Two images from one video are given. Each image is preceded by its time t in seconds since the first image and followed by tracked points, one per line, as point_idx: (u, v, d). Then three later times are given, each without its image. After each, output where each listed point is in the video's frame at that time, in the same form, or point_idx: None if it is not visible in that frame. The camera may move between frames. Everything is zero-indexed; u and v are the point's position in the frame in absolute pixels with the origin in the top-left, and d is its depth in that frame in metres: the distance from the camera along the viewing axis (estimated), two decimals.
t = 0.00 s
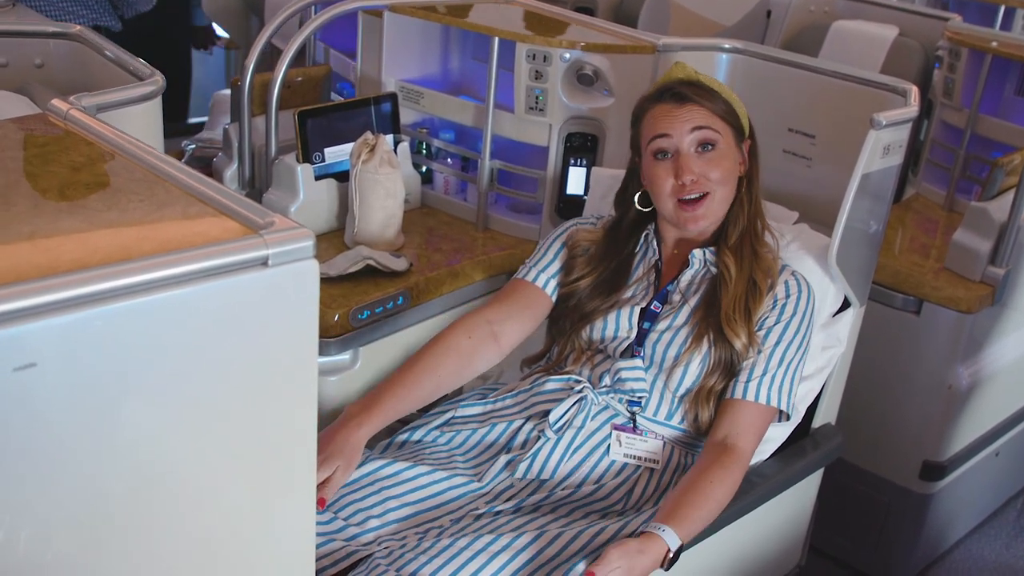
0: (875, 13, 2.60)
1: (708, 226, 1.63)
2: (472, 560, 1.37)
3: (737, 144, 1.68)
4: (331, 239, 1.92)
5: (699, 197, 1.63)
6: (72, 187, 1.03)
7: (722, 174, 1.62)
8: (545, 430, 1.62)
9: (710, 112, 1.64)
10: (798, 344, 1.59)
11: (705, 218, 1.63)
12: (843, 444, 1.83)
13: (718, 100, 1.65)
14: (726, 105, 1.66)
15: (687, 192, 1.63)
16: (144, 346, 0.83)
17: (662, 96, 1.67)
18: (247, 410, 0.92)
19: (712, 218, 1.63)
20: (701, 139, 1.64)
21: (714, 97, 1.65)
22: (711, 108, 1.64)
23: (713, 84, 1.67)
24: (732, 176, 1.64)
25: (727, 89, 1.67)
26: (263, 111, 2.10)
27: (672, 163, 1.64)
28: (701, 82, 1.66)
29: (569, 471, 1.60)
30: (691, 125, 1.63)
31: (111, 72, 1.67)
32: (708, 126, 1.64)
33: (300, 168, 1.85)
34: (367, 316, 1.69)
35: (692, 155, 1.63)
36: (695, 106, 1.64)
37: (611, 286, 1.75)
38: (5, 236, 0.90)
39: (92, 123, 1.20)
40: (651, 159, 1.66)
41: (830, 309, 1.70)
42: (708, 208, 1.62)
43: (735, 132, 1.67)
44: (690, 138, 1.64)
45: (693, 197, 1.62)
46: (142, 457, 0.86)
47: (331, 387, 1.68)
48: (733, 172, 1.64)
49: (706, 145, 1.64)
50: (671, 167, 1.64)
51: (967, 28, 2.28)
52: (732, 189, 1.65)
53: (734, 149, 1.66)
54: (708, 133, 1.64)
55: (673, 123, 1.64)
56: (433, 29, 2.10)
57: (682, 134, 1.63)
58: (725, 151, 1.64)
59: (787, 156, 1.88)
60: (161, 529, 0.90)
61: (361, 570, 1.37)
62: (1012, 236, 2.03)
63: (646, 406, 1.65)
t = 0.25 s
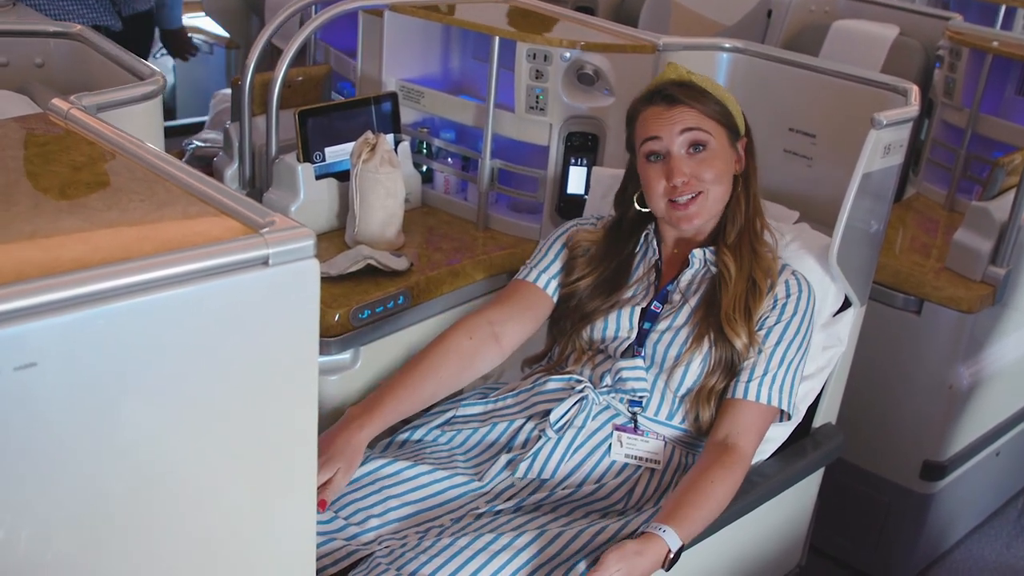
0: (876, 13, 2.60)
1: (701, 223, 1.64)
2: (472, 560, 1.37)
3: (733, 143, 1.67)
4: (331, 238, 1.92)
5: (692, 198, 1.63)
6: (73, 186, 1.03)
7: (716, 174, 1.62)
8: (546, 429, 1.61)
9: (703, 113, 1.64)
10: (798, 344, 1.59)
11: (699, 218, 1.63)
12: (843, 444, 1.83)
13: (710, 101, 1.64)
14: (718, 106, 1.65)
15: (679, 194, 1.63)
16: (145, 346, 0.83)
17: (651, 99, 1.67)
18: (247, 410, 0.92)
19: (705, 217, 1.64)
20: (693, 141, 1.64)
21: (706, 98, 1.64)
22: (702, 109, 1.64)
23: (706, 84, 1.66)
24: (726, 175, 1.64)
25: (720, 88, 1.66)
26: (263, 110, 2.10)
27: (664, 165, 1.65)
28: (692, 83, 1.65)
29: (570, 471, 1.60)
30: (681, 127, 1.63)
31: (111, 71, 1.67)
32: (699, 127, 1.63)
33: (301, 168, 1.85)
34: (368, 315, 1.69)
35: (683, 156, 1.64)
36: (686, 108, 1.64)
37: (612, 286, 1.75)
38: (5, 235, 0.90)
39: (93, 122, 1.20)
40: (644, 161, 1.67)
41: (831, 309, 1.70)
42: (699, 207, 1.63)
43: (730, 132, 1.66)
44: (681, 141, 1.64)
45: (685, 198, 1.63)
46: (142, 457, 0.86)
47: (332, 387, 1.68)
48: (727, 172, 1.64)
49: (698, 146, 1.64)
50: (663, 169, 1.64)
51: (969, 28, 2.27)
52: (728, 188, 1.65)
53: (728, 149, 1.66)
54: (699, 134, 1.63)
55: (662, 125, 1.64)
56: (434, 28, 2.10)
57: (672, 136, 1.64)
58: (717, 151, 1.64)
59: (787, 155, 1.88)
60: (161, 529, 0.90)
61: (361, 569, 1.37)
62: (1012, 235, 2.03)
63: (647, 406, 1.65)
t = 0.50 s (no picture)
0: (877, 13, 2.61)
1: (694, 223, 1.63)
2: (472, 559, 1.38)
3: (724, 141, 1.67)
4: (332, 237, 1.92)
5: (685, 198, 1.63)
6: (73, 185, 1.03)
7: (705, 173, 1.62)
8: (547, 429, 1.61)
9: (693, 113, 1.64)
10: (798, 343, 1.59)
11: (692, 217, 1.63)
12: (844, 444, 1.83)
13: (697, 100, 1.64)
14: (706, 104, 1.64)
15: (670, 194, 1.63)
16: (145, 345, 0.83)
17: (640, 100, 1.67)
18: (247, 409, 0.92)
19: (699, 215, 1.63)
20: (682, 140, 1.63)
21: (696, 98, 1.63)
22: (691, 108, 1.63)
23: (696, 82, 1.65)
24: (717, 173, 1.64)
25: (711, 87, 1.66)
26: (264, 110, 2.10)
27: (655, 165, 1.65)
28: (681, 82, 1.65)
29: (570, 471, 1.60)
30: (669, 127, 1.63)
31: (112, 71, 1.67)
32: (687, 127, 1.63)
33: (302, 167, 1.85)
34: (369, 315, 1.69)
35: (673, 156, 1.63)
36: (674, 108, 1.63)
37: (612, 286, 1.75)
38: (6, 234, 0.90)
39: (93, 121, 1.20)
40: (636, 163, 1.67)
41: (831, 308, 1.69)
42: (692, 204, 1.62)
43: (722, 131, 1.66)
44: (669, 141, 1.64)
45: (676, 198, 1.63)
46: (142, 457, 0.86)
47: (333, 386, 1.68)
48: (718, 170, 1.64)
49: (687, 146, 1.64)
50: (655, 170, 1.64)
51: (971, 27, 2.27)
52: (720, 186, 1.64)
53: (719, 147, 1.65)
54: (688, 133, 1.63)
55: (651, 127, 1.64)
56: (435, 28, 2.10)
57: (660, 137, 1.64)
58: (707, 150, 1.63)
59: (788, 155, 1.88)
60: (162, 529, 0.90)
61: (361, 568, 1.37)
62: (1013, 235, 2.03)
63: (648, 406, 1.65)
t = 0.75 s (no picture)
0: (877, 12, 2.61)
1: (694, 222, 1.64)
2: (472, 558, 1.38)
3: (722, 140, 1.67)
4: (332, 237, 1.92)
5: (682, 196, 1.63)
6: (73, 185, 1.03)
7: (705, 170, 1.62)
8: (549, 430, 1.61)
9: (691, 113, 1.64)
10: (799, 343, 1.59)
11: (691, 216, 1.63)
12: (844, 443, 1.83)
13: (692, 100, 1.64)
14: (702, 105, 1.65)
15: (666, 194, 1.63)
16: (146, 345, 0.83)
17: (636, 101, 1.67)
18: (247, 409, 0.92)
19: (697, 209, 1.63)
20: (679, 140, 1.63)
21: (694, 98, 1.64)
22: (687, 108, 1.64)
23: (693, 83, 1.66)
24: (714, 172, 1.64)
25: (705, 86, 1.66)
26: (264, 109, 2.11)
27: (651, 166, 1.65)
28: (675, 83, 1.65)
29: (572, 472, 1.60)
30: (665, 128, 1.63)
31: (113, 70, 1.67)
32: (684, 126, 1.63)
33: (302, 166, 1.85)
34: (369, 314, 1.69)
35: (668, 157, 1.64)
36: (670, 108, 1.63)
37: (612, 285, 1.75)
38: (6, 233, 0.90)
39: (92, 119, 1.20)
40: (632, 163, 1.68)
41: (831, 308, 1.69)
42: (693, 205, 1.63)
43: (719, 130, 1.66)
44: (665, 141, 1.64)
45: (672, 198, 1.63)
46: (143, 456, 0.86)
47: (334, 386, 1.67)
48: (715, 169, 1.64)
49: (684, 145, 1.64)
50: (650, 170, 1.64)
51: (970, 27, 2.27)
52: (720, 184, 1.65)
53: (717, 147, 1.66)
54: (684, 133, 1.63)
55: (647, 127, 1.64)
56: (436, 27, 2.10)
57: (656, 137, 1.64)
58: (704, 149, 1.64)
59: (788, 154, 1.88)
60: (162, 528, 0.90)
61: (362, 567, 1.37)
62: (1013, 235, 2.03)
63: (650, 406, 1.65)
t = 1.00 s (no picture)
0: (877, 12, 2.61)
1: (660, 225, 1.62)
2: (472, 557, 1.37)
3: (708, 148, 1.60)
4: (332, 236, 1.92)
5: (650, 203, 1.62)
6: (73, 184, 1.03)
7: (663, 188, 1.59)
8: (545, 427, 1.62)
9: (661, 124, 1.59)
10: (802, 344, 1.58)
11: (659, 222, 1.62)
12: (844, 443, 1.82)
13: (670, 113, 1.58)
14: (682, 120, 1.58)
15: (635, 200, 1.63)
16: (147, 344, 0.83)
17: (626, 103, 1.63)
18: (248, 408, 0.92)
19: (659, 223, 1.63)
20: (645, 154, 1.59)
21: (676, 111, 1.58)
22: (659, 121, 1.58)
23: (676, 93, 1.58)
24: (685, 186, 1.60)
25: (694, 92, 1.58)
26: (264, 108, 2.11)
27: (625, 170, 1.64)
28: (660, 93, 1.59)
29: (569, 470, 1.60)
30: (634, 139, 1.60)
31: (113, 69, 1.67)
32: (650, 140, 1.59)
33: (302, 166, 1.85)
34: (369, 313, 1.69)
35: (637, 167, 1.61)
36: (642, 120, 1.59)
37: (610, 280, 1.75)
38: (8, 232, 0.90)
39: (92, 118, 1.20)
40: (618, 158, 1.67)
41: (832, 308, 1.69)
42: (653, 215, 1.62)
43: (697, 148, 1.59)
44: (633, 153, 1.61)
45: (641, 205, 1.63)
46: (144, 454, 0.86)
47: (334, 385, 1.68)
48: (686, 183, 1.60)
49: (651, 159, 1.59)
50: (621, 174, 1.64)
51: (970, 27, 2.28)
52: (687, 195, 1.61)
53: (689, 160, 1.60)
54: (653, 147, 1.59)
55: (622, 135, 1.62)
56: (436, 27, 2.10)
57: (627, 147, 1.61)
58: (668, 162, 1.58)
59: (788, 154, 1.88)
60: (164, 527, 0.90)
61: (361, 567, 1.37)
62: (1014, 235, 2.02)
63: (647, 404, 1.65)
